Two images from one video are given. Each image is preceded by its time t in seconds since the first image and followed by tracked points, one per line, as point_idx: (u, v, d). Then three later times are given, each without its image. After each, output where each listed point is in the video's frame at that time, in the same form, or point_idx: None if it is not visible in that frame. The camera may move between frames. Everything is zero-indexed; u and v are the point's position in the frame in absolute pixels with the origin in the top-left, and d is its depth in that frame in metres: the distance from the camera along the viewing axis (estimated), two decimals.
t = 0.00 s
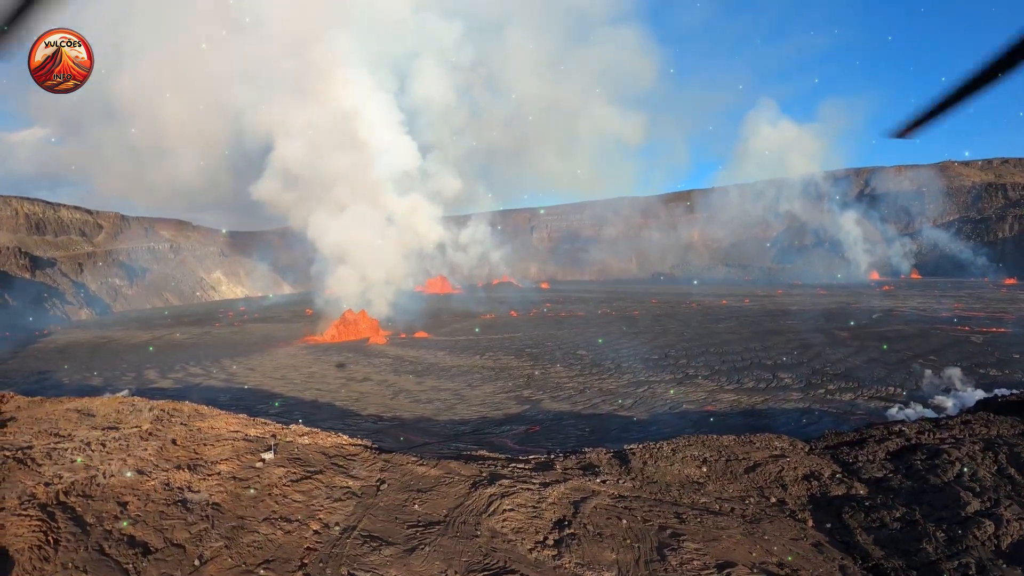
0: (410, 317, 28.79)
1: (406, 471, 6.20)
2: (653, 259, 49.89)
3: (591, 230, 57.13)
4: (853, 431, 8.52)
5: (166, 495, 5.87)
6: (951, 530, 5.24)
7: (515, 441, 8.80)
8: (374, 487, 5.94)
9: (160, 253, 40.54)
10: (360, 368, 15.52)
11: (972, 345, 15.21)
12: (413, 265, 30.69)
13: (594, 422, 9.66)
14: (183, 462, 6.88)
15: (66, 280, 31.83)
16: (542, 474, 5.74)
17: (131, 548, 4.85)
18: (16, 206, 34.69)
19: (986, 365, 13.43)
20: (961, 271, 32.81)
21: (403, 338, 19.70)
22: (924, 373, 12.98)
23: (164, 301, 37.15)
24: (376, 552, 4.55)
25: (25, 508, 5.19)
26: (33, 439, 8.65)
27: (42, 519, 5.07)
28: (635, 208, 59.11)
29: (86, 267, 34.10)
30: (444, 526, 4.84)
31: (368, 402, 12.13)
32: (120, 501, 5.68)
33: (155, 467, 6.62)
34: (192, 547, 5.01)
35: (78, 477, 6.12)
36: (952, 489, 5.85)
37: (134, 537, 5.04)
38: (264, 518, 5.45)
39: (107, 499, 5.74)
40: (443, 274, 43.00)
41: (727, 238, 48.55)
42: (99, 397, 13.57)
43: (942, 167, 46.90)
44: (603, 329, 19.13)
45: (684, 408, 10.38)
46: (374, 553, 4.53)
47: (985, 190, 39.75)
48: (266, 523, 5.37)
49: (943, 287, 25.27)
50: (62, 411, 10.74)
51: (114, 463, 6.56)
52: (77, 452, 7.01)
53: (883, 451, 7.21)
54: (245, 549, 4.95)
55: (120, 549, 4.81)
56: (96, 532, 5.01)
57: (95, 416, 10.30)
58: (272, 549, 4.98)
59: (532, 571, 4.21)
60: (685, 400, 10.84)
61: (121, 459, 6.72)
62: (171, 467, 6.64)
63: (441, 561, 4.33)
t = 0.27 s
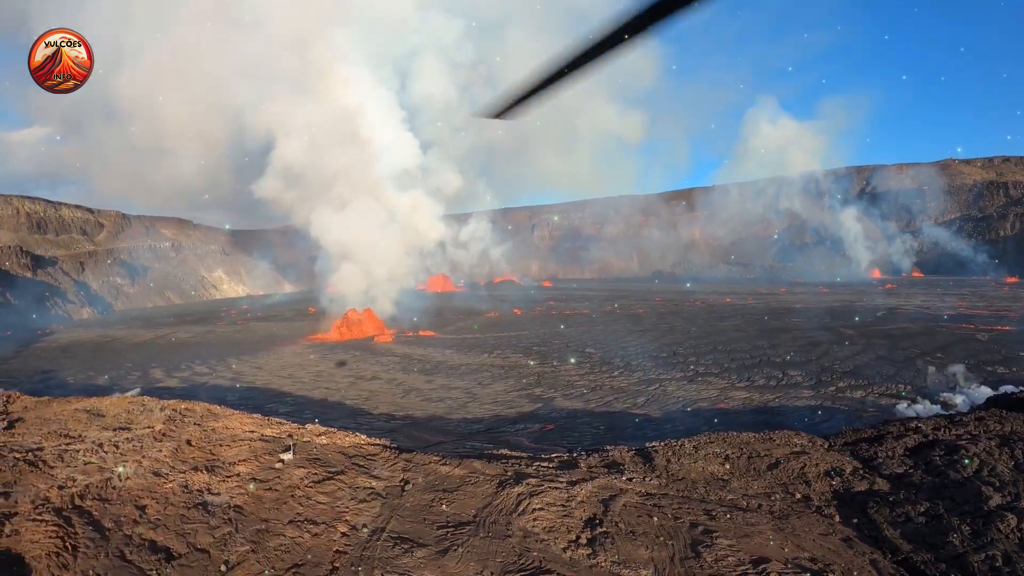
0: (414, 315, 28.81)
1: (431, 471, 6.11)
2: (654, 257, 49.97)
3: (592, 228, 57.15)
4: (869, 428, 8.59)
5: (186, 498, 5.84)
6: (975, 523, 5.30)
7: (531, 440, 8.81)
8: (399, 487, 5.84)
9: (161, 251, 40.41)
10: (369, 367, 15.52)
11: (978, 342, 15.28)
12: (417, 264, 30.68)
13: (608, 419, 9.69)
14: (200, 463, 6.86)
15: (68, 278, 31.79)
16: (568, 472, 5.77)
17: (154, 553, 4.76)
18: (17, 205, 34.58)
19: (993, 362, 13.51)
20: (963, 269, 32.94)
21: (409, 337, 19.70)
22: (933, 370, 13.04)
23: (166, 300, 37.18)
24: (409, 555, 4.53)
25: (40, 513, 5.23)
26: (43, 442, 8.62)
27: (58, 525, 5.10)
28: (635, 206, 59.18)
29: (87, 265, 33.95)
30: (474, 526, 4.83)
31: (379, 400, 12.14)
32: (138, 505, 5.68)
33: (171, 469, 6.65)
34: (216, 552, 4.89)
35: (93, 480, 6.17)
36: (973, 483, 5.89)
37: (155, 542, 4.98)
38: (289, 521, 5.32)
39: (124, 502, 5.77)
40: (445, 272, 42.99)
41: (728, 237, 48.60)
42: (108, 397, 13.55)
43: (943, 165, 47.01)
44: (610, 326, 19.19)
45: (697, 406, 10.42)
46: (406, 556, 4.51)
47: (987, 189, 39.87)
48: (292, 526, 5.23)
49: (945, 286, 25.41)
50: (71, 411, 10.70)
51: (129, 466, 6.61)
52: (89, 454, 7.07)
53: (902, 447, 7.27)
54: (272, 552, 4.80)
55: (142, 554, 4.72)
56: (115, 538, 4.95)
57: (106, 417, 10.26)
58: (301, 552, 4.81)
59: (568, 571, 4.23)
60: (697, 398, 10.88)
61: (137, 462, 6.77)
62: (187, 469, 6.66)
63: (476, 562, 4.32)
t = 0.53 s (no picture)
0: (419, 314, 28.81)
1: (457, 472, 6.03)
2: (657, 256, 50.00)
3: (594, 227, 57.17)
4: (886, 425, 8.64)
5: (208, 501, 5.74)
6: (1001, 516, 5.32)
7: (548, 439, 8.82)
8: (427, 488, 5.76)
9: (164, 250, 40.33)
10: (378, 366, 15.51)
11: (986, 340, 15.34)
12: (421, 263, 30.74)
13: (624, 418, 9.69)
14: (218, 465, 6.76)
15: (71, 278, 31.71)
16: (596, 471, 5.78)
17: (179, 560, 4.66)
18: (20, 205, 34.38)
19: (1002, 360, 13.56)
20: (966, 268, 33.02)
21: (417, 335, 19.74)
22: (943, 368, 13.08)
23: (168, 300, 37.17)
24: (443, 558, 4.47)
25: (58, 519, 5.12)
26: (54, 444, 8.52)
27: (77, 530, 5.00)
28: (637, 205, 59.20)
29: (90, 265, 33.86)
30: (508, 526, 4.82)
31: (391, 399, 12.13)
32: (158, 508, 5.59)
33: (189, 471, 6.56)
34: (244, 556, 4.77)
35: (110, 483, 6.06)
36: (995, 479, 5.91)
37: (179, 548, 4.86)
38: (316, 524, 5.18)
39: (144, 505, 5.69)
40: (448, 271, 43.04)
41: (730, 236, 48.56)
42: (118, 397, 13.50)
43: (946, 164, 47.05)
44: (618, 325, 19.21)
45: (711, 405, 10.42)
46: (441, 559, 4.44)
47: (990, 187, 39.93)
48: (319, 528, 5.09)
49: (950, 284, 25.50)
50: (82, 412, 10.62)
51: (147, 468, 6.55)
52: (104, 456, 6.97)
53: (922, 444, 7.30)
54: (302, 557, 4.66)
55: (167, 561, 4.63)
56: (137, 544, 4.86)
57: (117, 418, 10.16)
58: (332, 556, 4.67)
59: (606, 571, 4.25)
60: (711, 397, 10.90)
61: (154, 464, 6.68)
62: (206, 471, 6.57)
63: (513, 563, 4.31)
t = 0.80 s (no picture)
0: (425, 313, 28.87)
1: (484, 472, 5.95)
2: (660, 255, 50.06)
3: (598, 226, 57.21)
4: (904, 423, 8.66)
5: (233, 504, 5.65)
6: None
7: (566, 438, 8.83)
8: (457, 488, 5.66)
9: (168, 250, 40.38)
10: (389, 365, 15.53)
11: (997, 339, 15.35)
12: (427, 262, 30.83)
13: (641, 417, 9.72)
14: (239, 468, 6.69)
15: (75, 277, 31.71)
16: (625, 470, 5.79)
17: (206, 565, 4.57)
18: (25, 204, 34.27)
19: (1014, 359, 13.57)
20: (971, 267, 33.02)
21: (425, 334, 19.78)
22: (955, 366, 13.09)
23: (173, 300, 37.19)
24: (480, 559, 4.39)
25: (77, 524, 5.15)
26: (69, 446, 8.47)
27: (97, 536, 5.00)
28: (640, 204, 59.25)
29: (95, 264, 33.88)
30: (541, 528, 4.76)
31: (405, 398, 12.15)
32: (181, 512, 5.55)
33: (210, 474, 6.52)
34: (274, 561, 4.65)
35: (129, 486, 6.10)
36: (1020, 475, 5.92)
37: (205, 553, 4.78)
38: (346, 527, 5.04)
39: (166, 509, 5.65)
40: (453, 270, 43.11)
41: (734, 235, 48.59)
42: (130, 397, 13.50)
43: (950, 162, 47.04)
44: (627, 325, 19.25)
45: (727, 403, 10.45)
46: (477, 561, 4.36)
47: (994, 186, 39.90)
48: (350, 531, 4.96)
49: (956, 283, 25.58)
50: (95, 413, 10.59)
51: (166, 471, 6.54)
52: (121, 459, 7.00)
53: (942, 442, 7.32)
54: (335, 561, 4.53)
55: (194, 566, 4.55)
56: (162, 550, 4.78)
57: (131, 419, 10.10)
58: (365, 560, 4.53)
59: (646, 571, 4.26)
60: (726, 396, 10.92)
61: (173, 467, 6.68)
62: (227, 473, 6.53)
63: (552, 564, 4.26)
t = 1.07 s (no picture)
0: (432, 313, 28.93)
1: (511, 473, 5.86)
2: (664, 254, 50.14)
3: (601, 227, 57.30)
4: (922, 422, 8.65)
5: (259, 508, 5.56)
6: None
7: (585, 437, 8.82)
8: (487, 489, 5.57)
9: (173, 249, 40.51)
10: (401, 365, 15.54)
11: (1008, 338, 15.36)
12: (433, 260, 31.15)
13: (658, 417, 9.73)
14: (261, 469, 6.57)
15: (81, 277, 31.73)
16: (653, 470, 5.80)
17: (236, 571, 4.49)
18: (30, 204, 34.23)
19: None
20: (977, 266, 32.98)
21: (435, 335, 19.83)
22: (967, 365, 13.09)
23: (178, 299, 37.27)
24: (517, 562, 4.33)
25: (97, 530, 5.13)
26: (83, 447, 8.40)
27: (120, 543, 4.96)
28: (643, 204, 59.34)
29: (100, 264, 33.95)
30: (575, 529, 4.72)
31: (419, 398, 12.16)
32: (205, 516, 5.47)
33: (231, 475, 6.43)
34: (306, 567, 4.56)
35: (148, 489, 6.05)
36: None
37: (234, 559, 4.70)
38: (377, 532, 4.94)
39: (190, 513, 5.58)
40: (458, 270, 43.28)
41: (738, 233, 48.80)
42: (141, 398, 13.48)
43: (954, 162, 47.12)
44: (636, 326, 19.30)
45: (743, 403, 10.47)
46: (515, 564, 4.30)
47: (1000, 186, 39.88)
48: (382, 535, 4.87)
49: (962, 282, 25.62)
50: (108, 414, 10.52)
51: (186, 473, 6.48)
52: (139, 461, 6.92)
53: (962, 439, 7.32)
54: (368, 566, 4.44)
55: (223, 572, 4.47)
56: (189, 556, 4.72)
57: (144, 419, 10.00)
58: (399, 565, 4.44)
59: (686, 571, 4.28)
60: (741, 395, 10.95)
61: (192, 469, 6.61)
62: (248, 474, 6.44)
63: (590, 565, 4.24)
